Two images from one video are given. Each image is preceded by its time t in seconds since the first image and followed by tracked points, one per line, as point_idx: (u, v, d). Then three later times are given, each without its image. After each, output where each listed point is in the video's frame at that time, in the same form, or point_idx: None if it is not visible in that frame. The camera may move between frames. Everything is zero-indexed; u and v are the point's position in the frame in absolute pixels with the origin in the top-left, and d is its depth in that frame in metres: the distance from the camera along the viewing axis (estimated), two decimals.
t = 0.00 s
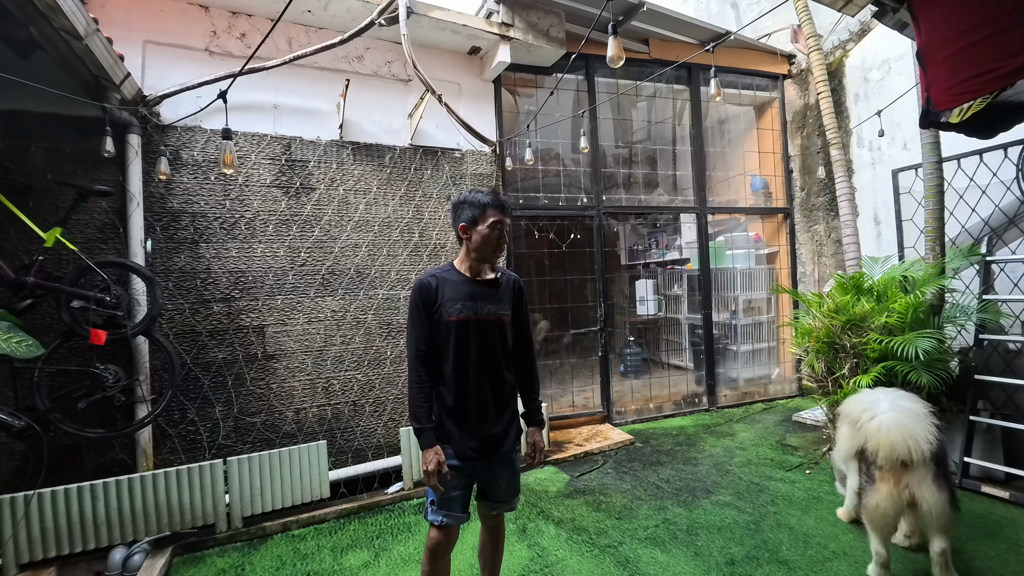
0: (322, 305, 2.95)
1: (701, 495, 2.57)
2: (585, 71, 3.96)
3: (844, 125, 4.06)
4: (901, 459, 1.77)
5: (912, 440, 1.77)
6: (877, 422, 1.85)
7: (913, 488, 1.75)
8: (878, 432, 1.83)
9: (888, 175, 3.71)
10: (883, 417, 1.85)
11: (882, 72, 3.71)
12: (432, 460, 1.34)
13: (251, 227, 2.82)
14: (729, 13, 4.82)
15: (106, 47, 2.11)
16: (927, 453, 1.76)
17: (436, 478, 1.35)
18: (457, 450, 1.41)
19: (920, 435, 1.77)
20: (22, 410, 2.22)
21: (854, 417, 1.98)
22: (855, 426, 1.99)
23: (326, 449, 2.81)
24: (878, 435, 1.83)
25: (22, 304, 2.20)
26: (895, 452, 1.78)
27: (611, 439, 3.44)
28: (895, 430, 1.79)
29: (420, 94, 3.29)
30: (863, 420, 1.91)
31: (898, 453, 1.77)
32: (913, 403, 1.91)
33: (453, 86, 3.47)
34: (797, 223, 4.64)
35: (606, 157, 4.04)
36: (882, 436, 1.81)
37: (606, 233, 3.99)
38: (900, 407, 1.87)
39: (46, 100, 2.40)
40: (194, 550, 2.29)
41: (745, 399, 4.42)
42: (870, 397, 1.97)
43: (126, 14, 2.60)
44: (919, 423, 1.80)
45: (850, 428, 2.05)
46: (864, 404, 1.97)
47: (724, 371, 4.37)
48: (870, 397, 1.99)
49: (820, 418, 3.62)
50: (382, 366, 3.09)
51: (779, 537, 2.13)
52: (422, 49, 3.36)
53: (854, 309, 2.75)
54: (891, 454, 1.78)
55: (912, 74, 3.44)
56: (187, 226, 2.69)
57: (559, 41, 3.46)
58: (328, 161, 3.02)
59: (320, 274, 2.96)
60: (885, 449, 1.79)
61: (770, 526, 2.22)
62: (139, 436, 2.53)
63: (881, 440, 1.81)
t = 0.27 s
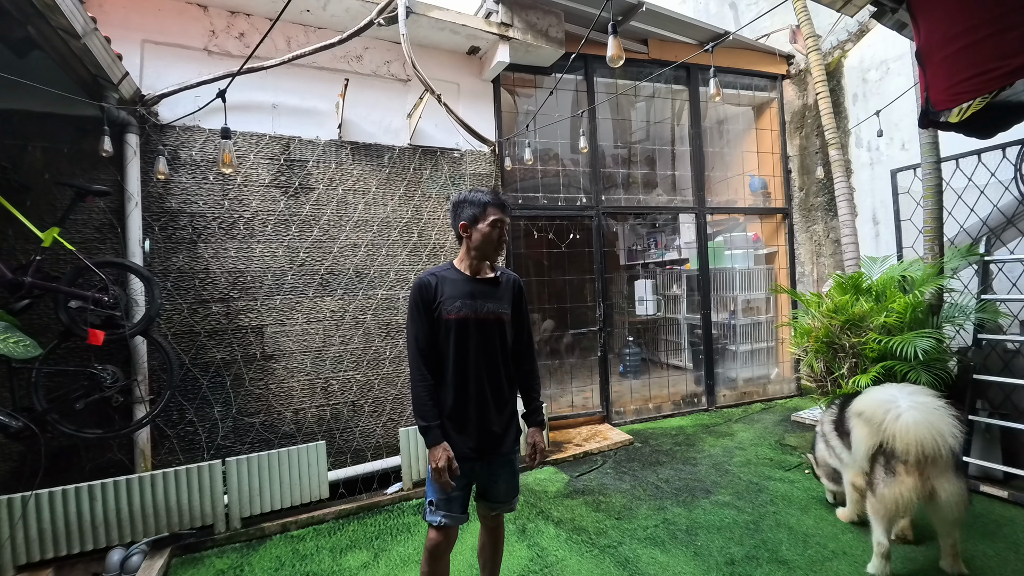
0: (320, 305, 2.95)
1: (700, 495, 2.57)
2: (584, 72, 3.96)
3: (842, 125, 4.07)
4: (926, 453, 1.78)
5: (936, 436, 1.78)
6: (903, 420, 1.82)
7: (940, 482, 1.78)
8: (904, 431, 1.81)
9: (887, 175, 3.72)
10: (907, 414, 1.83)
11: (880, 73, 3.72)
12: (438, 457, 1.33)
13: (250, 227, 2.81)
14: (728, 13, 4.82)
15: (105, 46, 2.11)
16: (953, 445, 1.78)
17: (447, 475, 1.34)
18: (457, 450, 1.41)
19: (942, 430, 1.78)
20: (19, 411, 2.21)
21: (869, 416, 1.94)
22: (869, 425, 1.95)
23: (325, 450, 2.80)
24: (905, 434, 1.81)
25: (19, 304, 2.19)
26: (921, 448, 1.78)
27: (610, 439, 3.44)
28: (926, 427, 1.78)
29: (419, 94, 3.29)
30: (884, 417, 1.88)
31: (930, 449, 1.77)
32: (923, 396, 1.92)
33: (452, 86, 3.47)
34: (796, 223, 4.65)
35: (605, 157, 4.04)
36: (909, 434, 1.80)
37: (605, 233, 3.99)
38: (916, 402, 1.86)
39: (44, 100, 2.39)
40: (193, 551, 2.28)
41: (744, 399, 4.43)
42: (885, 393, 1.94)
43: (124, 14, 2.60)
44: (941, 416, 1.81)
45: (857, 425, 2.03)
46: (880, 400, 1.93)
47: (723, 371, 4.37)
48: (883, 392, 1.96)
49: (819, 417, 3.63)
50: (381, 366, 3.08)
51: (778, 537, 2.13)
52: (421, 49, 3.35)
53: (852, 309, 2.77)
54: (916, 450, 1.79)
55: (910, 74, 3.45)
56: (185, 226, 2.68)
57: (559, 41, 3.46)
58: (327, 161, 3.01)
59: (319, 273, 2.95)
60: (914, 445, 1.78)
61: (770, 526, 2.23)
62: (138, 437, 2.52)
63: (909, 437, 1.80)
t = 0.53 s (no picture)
0: (319, 305, 2.94)
1: (700, 495, 2.57)
2: (583, 72, 3.96)
3: (842, 126, 4.07)
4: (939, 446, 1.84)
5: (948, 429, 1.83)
6: (916, 415, 1.86)
7: (950, 473, 1.83)
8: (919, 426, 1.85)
9: (886, 175, 3.72)
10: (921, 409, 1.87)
11: (879, 73, 3.72)
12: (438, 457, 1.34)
13: (249, 227, 2.81)
14: (727, 13, 4.83)
15: (104, 46, 2.10)
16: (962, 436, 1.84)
17: (446, 476, 1.34)
18: (457, 451, 1.41)
19: (953, 422, 1.83)
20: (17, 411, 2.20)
21: (882, 411, 1.96)
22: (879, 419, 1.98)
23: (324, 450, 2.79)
24: (917, 425, 1.85)
25: (17, 304, 2.18)
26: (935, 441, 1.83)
27: (610, 439, 3.44)
28: (940, 416, 1.83)
29: (418, 94, 3.28)
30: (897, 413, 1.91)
31: (944, 438, 1.82)
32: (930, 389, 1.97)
33: (451, 86, 3.46)
34: (795, 223, 4.65)
35: (604, 157, 4.04)
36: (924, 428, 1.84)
37: (604, 233, 3.99)
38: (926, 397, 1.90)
39: (42, 99, 2.38)
40: (191, 552, 2.27)
41: (743, 399, 4.43)
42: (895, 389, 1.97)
43: (123, 13, 2.59)
44: (952, 407, 1.87)
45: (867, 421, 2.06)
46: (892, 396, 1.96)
47: (722, 371, 4.37)
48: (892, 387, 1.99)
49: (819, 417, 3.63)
50: (380, 366, 3.08)
51: (778, 537, 2.13)
52: (421, 48, 3.35)
53: (852, 309, 2.77)
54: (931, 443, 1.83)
55: (909, 74, 3.45)
56: (184, 226, 2.68)
57: (558, 41, 3.46)
58: (326, 161, 3.01)
59: (318, 273, 2.95)
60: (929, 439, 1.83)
61: (769, 526, 2.23)
62: (136, 437, 2.51)
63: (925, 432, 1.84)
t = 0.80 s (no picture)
0: (319, 305, 2.94)
1: (700, 495, 2.57)
2: (582, 72, 3.96)
3: (841, 126, 4.08)
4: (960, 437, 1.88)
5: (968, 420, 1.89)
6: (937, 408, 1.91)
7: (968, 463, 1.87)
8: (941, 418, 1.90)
9: (885, 176, 3.72)
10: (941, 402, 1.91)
11: (878, 73, 3.73)
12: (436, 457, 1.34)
13: (248, 227, 2.81)
14: (726, 14, 4.83)
15: (103, 46, 2.10)
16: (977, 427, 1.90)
17: (443, 476, 1.34)
18: (457, 451, 1.41)
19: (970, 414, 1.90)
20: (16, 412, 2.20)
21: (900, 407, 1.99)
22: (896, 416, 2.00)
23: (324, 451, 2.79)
24: (940, 418, 1.87)
25: (16, 304, 2.18)
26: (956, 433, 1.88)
27: (609, 439, 3.44)
28: (960, 409, 1.88)
29: (417, 94, 3.28)
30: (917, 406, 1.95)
31: (965, 431, 1.87)
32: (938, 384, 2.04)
33: (450, 86, 3.47)
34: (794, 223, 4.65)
35: (603, 158, 4.04)
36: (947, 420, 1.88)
37: (604, 233, 3.99)
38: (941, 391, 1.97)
39: (40, 99, 2.38)
40: (190, 553, 2.27)
41: (743, 399, 4.43)
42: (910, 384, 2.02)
43: (121, 13, 2.59)
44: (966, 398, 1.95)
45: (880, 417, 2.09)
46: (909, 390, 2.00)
47: (721, 372, 4.38)
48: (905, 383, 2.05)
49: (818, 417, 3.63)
50: (380, 366, 3.08)
51: (777, 537, 2.13)
52: (420, 49, 3.35)
53: (851, 309, 2.79)
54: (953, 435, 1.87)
55: (908, 75, 3.46)
56: (183, 226, 2.67)
57: (557, 42, 3.46)
58: (326, 161, 3.00)
59: (317, 274, 2.95)
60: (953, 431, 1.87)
61: (769, 526, 2.23)
62: (135, 438, 2.51)
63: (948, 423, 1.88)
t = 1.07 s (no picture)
0: (318, 305, 2.94)
1: (699, 494, 2.58)
2: (581, 72, 3.96)
3: (839, 126, 4.09)
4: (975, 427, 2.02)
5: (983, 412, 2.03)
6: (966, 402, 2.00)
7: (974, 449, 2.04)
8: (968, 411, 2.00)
9: (883, 176, 3.73)
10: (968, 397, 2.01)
11: (876, 74, 3.74)
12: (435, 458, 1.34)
13: (247, 227, 2.80)
14: (725, 14, 4.84)
15: (101, 46, 2.10)
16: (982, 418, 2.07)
17: (442, 478, 1.35)
18: (456, 451, 1.41)
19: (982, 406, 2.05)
20: (14, 412, 2.19)
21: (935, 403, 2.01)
22: (938, 412, 2.01)
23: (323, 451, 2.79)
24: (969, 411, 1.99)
25: (14, 304, 2.17)
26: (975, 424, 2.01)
27: (608, 439, 3.45)
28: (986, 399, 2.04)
29: (416, 95, 3.29)
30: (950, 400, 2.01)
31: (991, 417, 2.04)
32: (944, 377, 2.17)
33: (449, 86, 3.47)
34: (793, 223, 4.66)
35: (602, 158, 4.05)
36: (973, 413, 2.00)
37: (602, 233, 3.99)
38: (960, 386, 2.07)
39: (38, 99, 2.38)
40: (189, 553, 2.27)
41: (741, 398, 4.44)
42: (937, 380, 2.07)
43: (120, 13, 2.58)
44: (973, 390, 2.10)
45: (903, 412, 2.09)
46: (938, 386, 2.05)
47: (720, 371, 4.38)
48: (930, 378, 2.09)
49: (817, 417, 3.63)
50: (379, 366, 3.08)
51: (776, 536, 2.14)
52: (419, 49, 3.35)
53: (849, 309, 2.80)
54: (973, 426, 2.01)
55: (906, 75, 3.46)
56: (181, 226, 2.67)
57: (556, 42, 3.46)
58: (324, 161, 3.01)
59: (316, 274, 2.95)
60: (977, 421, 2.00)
61: (767, 525, 2.23)
62: (134, 438, 2.51)
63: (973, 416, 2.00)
